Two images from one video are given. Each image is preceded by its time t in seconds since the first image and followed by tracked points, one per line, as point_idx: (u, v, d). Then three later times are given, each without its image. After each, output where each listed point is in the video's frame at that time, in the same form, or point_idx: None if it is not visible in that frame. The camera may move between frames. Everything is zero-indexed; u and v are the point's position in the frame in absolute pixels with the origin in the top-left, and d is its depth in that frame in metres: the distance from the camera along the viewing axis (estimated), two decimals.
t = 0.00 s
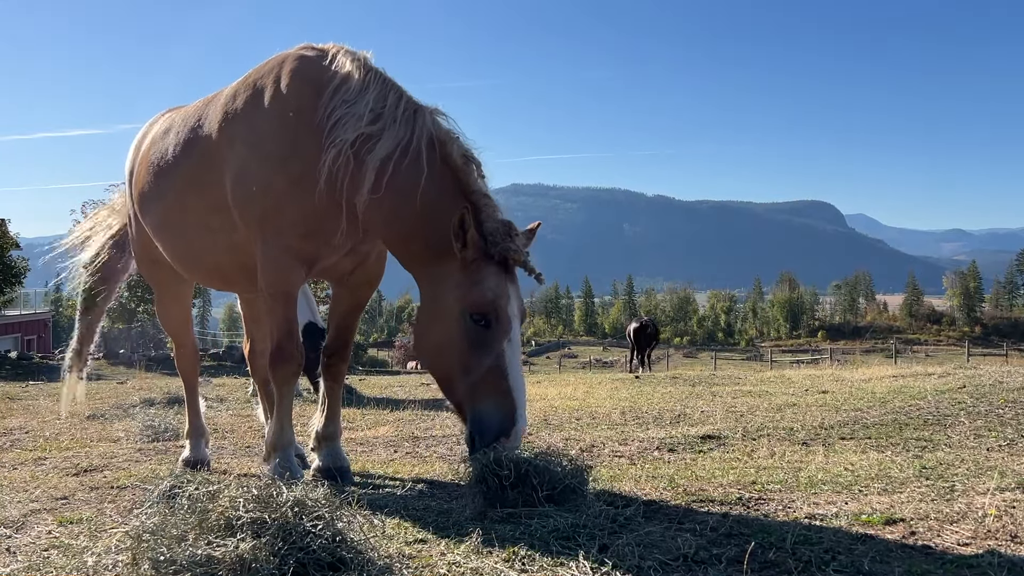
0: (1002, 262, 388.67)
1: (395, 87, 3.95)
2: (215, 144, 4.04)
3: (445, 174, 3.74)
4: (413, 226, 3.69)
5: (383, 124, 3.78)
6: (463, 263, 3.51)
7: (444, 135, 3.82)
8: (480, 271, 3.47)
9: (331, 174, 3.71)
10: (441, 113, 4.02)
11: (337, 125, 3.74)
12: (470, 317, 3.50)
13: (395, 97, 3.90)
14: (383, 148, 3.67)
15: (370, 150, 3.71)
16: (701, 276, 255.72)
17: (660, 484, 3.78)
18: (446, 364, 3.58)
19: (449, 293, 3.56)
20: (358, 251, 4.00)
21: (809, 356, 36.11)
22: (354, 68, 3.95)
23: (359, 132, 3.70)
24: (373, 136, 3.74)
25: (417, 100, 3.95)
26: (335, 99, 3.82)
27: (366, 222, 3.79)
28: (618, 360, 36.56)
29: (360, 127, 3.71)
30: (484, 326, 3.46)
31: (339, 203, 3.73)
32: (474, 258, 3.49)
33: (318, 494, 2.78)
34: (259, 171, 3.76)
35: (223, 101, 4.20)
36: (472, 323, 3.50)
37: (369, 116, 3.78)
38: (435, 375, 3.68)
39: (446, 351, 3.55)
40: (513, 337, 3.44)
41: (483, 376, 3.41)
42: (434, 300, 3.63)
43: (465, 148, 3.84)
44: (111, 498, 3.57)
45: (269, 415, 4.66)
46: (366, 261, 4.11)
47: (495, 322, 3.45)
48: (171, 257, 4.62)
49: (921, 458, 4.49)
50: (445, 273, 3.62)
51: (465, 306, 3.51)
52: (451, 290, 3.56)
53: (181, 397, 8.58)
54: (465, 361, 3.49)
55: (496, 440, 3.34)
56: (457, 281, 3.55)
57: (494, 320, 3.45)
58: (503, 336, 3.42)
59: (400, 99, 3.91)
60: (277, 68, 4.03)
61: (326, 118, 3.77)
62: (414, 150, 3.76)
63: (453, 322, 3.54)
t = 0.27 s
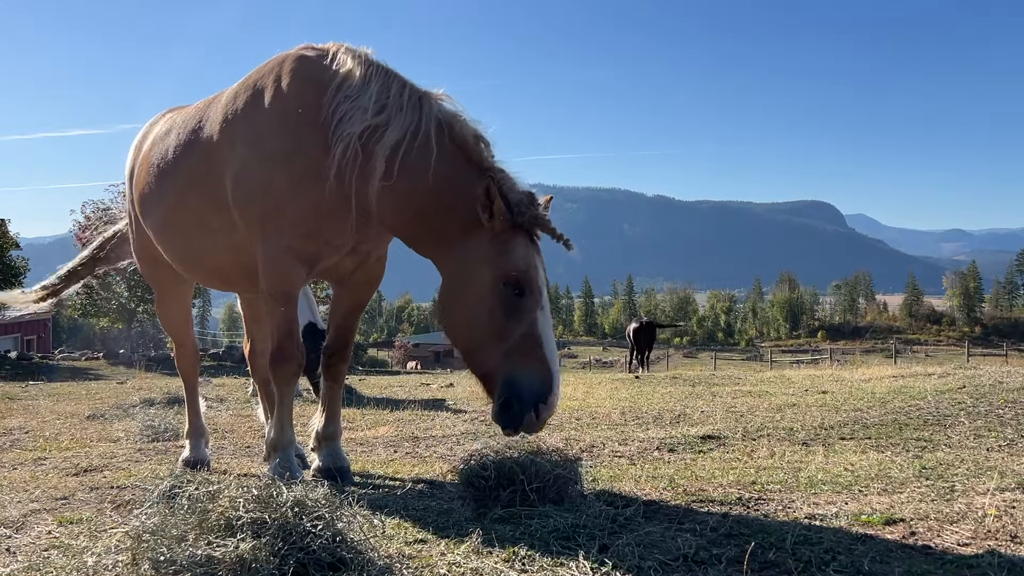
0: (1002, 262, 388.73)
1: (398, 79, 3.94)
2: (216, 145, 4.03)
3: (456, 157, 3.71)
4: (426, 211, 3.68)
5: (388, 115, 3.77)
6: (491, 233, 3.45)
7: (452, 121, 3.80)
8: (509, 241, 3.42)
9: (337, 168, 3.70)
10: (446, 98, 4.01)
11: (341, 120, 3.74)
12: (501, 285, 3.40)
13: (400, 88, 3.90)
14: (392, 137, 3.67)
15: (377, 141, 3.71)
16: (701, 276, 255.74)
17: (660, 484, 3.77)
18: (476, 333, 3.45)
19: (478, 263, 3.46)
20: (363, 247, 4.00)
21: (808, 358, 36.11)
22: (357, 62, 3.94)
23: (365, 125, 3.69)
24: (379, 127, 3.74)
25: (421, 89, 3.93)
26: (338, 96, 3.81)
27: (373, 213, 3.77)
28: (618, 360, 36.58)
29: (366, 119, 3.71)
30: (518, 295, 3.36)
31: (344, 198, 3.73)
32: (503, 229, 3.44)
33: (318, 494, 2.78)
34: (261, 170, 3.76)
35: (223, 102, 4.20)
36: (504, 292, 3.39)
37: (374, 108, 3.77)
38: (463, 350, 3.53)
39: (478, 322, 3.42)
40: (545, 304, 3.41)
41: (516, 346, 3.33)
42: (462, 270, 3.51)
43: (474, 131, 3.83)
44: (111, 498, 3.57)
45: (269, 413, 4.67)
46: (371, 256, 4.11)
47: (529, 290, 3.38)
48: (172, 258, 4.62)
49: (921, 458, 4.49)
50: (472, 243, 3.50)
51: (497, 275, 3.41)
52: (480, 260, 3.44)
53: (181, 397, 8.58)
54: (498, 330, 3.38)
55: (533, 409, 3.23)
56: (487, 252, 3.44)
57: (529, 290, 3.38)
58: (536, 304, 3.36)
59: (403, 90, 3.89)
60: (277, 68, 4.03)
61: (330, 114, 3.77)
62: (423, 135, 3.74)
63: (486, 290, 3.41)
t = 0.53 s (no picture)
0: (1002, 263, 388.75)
1: (405, 69, 3.95)
2: (219, 144, 4.02)
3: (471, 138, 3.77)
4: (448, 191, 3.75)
5: (399, 103, 3.80)
6: (525, 196, 3.55)
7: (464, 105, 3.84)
8: (545, 201, 3.54)
9: (348, 161, 3.72)
10: (454, 79, 4.04)
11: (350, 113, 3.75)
12: (540, 244, 3.51)
13: (408, 78, 3.92)
14: (406, 123, 3.71)
15: (391, 130, 3.73)
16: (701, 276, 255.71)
17: (659, 484, 3.77)
18: (519, 294, 3.53)
19: (517, 224, 3.54)
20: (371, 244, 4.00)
21: (808, 358, 36.07)
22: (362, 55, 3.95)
23: (374, 117, 3.71)
24: (392, 116, 3.76)
25: (429, 77, 3.96)
26: (345, 90, 3.81)
27: (386, 203, 3.79)
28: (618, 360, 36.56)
29: (379, 109, 3.73)
30: (560, 252, 3.48)
31: (355, 191, 3.74)
32: (538, 191, 3.55)
33: (318, 494, 2.78)
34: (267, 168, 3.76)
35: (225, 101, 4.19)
36: (545, 251, 3.50)
37: (384, 98, 3.79)
38: (503, 313, 3.61)
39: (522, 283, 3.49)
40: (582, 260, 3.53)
41: (560, 303, 3.43)
42: (500, 234, 3.57)
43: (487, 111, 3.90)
44: (110, 498, 3.56)
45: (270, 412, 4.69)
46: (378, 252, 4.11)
47: (569, 246, 3.50)
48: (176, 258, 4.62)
49: (920, 458, 4.49)
50: (508, 208, 3.59)
51: (538, 234, 3.52)
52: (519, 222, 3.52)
53: (180, 398, 8.58)
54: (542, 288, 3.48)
55: (581, 362, 3.36)
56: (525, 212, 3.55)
57: (569, 245, 3.50)
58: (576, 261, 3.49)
59: (410, 81, 3.91)
60: (279, 65, 4.03)
61: (338, 108, 3.78)
62: (437, 118, 3.80)
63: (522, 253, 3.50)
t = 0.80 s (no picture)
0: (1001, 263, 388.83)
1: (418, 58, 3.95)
2: (228, 142, 4.01)
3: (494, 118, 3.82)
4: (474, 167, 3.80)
5: (416, 91, 3.81)
6: (557, 163, 3.67)
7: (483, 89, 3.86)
8: (573, 167, 3.70)
9: (367, 154, 3.74)
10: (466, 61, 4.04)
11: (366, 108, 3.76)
12: (572, 209, 3.66)
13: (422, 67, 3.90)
14: (426, 111, 3.74)
15: (411, 120, 3.76)
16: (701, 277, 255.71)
17: (659, 485, 3.76)
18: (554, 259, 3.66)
19: (550, 191, 3.65)
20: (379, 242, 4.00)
21: (808, 358, 36.08)
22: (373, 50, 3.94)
23: (390, 109, 3.72)
24: (410, 106, 3.78)
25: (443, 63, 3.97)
26: (358, 86, 3.81)
27: (404, 194, 3.81)
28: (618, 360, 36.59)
29: (397, 99, 3.75)
30: (592, 215, 3.65)
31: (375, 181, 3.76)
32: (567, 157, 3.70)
33: (318, 495, 2.78)
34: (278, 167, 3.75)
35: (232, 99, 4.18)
36: (577, 215, 3.65)
37: (400, 88, 3.80)
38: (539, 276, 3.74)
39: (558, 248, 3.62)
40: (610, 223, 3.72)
41: (597, 266, 3.61)
42: (533, 201, 3.68)
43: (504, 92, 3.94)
44: (110, 499, 3.56)
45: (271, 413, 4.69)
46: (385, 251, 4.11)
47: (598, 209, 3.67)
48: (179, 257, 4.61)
49: (920, 459, 4.49)
50: (539, 172, 3.70)
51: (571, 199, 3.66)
52: (552, 188, 3.63)
53: (180, 398, 8.58)
54: (577, 251, 3.63)
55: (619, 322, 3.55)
56: (555, 178, 3.67)
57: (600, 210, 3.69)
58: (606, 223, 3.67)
59: (423, 66, 3.90)
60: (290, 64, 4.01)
61: (351, 105, 3.78)
62: (456, 101, 3.83)
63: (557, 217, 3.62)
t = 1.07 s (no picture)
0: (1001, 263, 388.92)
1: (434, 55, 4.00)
2: (240, 137, 3.98)
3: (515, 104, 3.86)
4: (495, 153, 3.84)
5: (438, 85, 3.87)
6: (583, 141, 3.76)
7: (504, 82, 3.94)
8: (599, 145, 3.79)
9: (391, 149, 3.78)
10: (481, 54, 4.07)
11: (387, 105, 3.80)
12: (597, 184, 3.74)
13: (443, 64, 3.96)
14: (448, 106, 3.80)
15: (433, 114, 3.81)
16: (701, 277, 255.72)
17: (659, 486, 3.76)
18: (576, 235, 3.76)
19: (574, 169, 3.73)
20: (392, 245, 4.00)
21: (808, 359, 36.07)
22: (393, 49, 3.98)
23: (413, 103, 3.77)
24: (432, 100, 3.84)
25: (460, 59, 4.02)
26: (379, 84, 3.86)
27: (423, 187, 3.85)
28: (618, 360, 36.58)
29: (420, 95, 3.82)
30: (614, 192, 3.75)
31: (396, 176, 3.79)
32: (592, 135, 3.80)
33: (318, 495, 2.78)
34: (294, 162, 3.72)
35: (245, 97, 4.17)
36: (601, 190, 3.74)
37: (422, 83, 3.86)
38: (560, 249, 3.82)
39: (580, 224, 3.72)
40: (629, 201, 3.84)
41: (617, 241, 3.73)
42: (559, 176, 3.74)
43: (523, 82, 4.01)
44: (110, 500, 3.56)
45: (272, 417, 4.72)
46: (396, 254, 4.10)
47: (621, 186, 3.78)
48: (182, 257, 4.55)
49: (920, 460, 4.48)
50: (562, 148, 3.75)
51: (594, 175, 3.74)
52: (576, 165, 3.71)
53: (180, 398, 8.58)
54: (599, 225, 3.72)
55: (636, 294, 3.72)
56: (579, 154, 3.74)
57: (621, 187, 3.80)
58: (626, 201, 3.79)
59: (442, 62, 3.96)
60: (307, 64, 4.03)
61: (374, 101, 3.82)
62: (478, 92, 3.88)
63: (579, 191, 3.70)
